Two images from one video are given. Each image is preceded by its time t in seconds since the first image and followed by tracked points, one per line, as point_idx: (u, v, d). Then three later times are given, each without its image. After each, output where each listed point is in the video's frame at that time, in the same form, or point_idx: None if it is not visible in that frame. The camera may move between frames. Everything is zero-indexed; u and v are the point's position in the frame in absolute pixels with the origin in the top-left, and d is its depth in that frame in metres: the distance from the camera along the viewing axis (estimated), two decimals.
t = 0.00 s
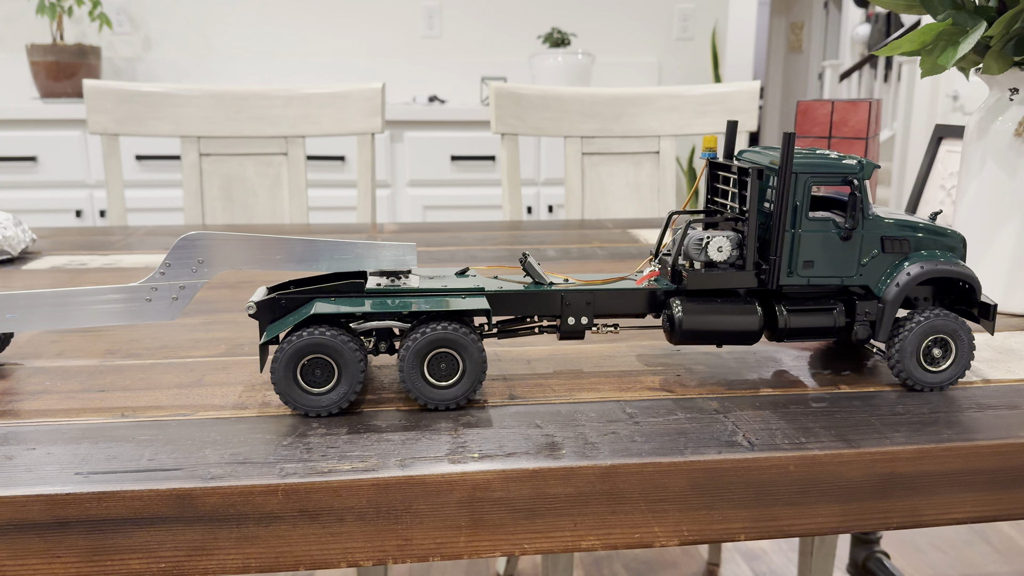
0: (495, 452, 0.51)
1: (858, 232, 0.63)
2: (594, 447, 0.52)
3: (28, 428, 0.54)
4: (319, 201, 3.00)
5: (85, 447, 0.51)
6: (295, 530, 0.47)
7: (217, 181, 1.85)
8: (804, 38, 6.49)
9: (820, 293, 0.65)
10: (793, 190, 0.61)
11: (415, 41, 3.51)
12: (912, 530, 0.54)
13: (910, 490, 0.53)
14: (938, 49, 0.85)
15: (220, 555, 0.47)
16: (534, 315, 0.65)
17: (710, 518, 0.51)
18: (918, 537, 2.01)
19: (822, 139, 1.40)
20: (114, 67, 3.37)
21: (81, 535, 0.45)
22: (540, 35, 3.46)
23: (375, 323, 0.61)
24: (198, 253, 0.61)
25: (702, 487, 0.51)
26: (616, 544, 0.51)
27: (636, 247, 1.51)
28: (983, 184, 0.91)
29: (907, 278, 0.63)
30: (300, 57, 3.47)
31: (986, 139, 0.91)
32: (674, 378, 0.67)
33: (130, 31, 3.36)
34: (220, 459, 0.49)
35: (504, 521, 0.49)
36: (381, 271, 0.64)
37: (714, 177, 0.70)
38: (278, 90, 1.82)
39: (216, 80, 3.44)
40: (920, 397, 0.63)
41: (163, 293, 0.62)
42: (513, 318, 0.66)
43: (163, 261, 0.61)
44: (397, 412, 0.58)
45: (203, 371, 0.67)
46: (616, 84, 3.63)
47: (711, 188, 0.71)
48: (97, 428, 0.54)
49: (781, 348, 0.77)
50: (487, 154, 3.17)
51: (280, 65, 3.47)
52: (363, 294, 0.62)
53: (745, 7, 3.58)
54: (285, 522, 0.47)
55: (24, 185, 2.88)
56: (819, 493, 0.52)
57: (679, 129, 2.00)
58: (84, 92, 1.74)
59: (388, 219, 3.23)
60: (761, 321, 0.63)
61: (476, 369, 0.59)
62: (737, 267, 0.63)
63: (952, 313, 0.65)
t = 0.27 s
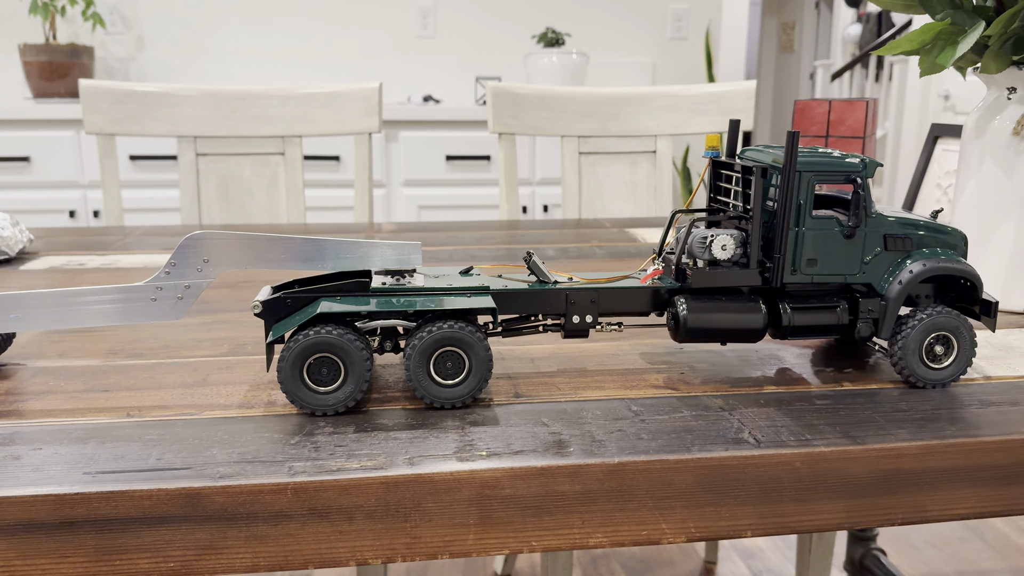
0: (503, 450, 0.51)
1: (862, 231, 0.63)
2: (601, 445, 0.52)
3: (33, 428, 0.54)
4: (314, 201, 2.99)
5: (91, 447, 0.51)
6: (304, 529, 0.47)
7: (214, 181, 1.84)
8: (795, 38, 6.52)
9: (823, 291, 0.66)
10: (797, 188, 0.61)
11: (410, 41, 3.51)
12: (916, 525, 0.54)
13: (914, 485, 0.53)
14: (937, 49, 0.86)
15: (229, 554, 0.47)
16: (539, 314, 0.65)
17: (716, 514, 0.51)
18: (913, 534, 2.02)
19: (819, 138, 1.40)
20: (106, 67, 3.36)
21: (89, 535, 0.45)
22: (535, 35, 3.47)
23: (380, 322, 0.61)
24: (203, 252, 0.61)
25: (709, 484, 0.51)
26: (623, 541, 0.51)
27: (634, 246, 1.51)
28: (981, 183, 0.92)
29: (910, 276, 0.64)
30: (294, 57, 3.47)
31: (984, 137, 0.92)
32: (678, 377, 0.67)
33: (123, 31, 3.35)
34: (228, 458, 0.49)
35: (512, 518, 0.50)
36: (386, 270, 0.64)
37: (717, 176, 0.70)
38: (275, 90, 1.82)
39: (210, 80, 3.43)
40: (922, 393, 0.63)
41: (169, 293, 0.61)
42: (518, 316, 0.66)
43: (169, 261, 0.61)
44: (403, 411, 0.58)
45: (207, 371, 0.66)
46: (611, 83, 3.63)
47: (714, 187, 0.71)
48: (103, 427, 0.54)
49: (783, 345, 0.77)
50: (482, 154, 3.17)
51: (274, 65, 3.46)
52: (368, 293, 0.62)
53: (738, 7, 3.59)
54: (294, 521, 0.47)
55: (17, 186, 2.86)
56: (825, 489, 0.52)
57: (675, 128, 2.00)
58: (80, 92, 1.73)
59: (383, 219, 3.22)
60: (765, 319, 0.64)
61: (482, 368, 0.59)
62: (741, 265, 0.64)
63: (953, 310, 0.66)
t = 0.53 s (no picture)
0: (512, 449, 0.51)
1: (865, 229, 0.64)
2: (610, 443, 0.52)
3: (41, 428, 0.54)
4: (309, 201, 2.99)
5: (100, 448, 0.51)
6: (314, 528, 0.47)
7: (211, 181, 1.84)
8: (787, 38, 6.54)
9: (827, 289, 0.66)
10: (802, 187, 0.62)
11: (404, 40, 3.51)
12: (922, 522, 0.54)
13: (920, 482, 0.53)
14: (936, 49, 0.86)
15: (239, 553, 0.47)
16: (544, 313, 0.65)
17: (725, 512, 0.52)
18: (909, 531, 2.03)
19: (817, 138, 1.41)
20: (100, 67, 3.35)
21: (100, 535, 0.45)
22: (529, 34, 3.47)
23: (386, 321, 0.61)
24: (209, 252, 0.61)
25: (718, 481, 0.51)
26: (632, 539, 0.51)
27: (633, 245, 1.51)
28: (980, 181, 0.93)
29: (913, 274, 0.64)
30: (288, 57, 3.46)
31: (983, 136, 0.92)
32: (682, 375, 0.68)
33: (116, 31, 3.34)
34: (238, 457, 0.49)
35: (521, 516, 0.50)
36: (392, 269, 0.64)
37: (721, 175, 0.71)
38: (272, 90, 1.81)
39: (204, 80, 3.42)
40: (926, 391, 0.63)
41: (174, 293, 0.61)
42: (523, 315, 0.66)
43: (174, 261, 0.61)
44: (411, 410, 0.59)
45: (212, 371, 0.66)
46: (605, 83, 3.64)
47: (718, 186, 0.71)
48: (110, 428, 0.54)
49: (785, 344, 0.78)
50: (477, 154, 3.17)
51: (268, 64, 3.45)
52: (374, 292, 0.62)
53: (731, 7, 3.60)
54: (305, 520, 0.47)
55: (11, 186, 2.85)
56: (832, 486, 0.52)
57: (672, 128, 2.01)
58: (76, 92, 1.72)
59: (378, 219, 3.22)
60: (770, 317, 0.64)
61: (489, 366, 0.59)
62: (746, 264, 0.64)
63: (956, 308, 0.66)
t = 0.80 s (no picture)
0: (522, 447, 0.52)
1: (871, 228, 0.64)
2: (619, 442, 0.53)
3: (50, 428, 0.54)
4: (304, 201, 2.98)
5: (110, 448, 0.51)
6: (326, 527, 0.47)
7: (208, 181, 1.83)
8: (780, 38, 6.57)
9: (832, 288, 0.66)
10: (808, 186, 0.62)
11: (399, 40, 3.50)
12: (929, 519, 0.55)
13: (928, 479, 0.54)
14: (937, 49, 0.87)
15: (251, 553, 0.47)
16: (551, 312, 0.65)
17: (735, 509, 0.52)
18: (905, 529, 2.04)
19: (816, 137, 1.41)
20: (94, 67, 3.34)
21: (112, 535, 0.45)
22: (524, 34, 3.47)
23: (394, 321, 0.61)
24: (217, 252, 0.61)
25: (727, 479, 0.51)
26: (642, 536, 0.51)
27: (631, 245, 1.52)
28: (980, 180, 0.93)
29: (918, 273, 0.64)
30: (283, 57, 3.45)
31: (983, 136, 0.93)
32: (689, 373, 0.68)
33: (110, 30, 3.33)
34: (249, 457, 0.49)
35: (532, 515, 0.50)
36: (399, 269, 0.64)
37: (726, 174, 0.71)
38: (269, 90, 1.81)
39: (198, 80, 3.41)
40: (931, 388, 0.64)
41: (182, 293, 0.61)
42: (529, 314, 0.66)
43: (182, 261, 0.61)
44: (420, 410, 0.59)
45: (219, 371, 0.66)
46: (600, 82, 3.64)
47: (723, 185, 0.72)
48: (119, 428, 0.54)
49: (789, 342, 0.78)
50: (473, 153, 3.17)
51: (262, 64, 3.44)
52: (382, 291, 0.62)
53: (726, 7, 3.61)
54: (317, 519, 0.47)
55: (5, 186, 2.84)
56: (840, 483, 0.53)
57: (670, 128, 2.01)
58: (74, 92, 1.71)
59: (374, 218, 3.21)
60: (776, 316, 0.64)
61: (497, 365, 0.59)
62: (752, 263, 0.64)
63: (960, 306, 0.66)
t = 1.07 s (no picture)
0: (532, 444, 0.52)
1: (874, 226, 0.64)
2: (627, 438, 0.53)
3: (59, 426, 0.54)
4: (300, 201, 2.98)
5: (119, 446, 0.51)
6: (337, 524, 0.47)
7: (206, 181, 1.83)
8: (772, 37, 6.60)
9: (835, 285, 0.67)
10: (812, 184, 0.62)
11: (394, 39, 3.50)
12: (934, 513, 0.55)
13: (933, 474, 0.54)
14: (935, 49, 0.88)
15: (264, 550, 0.47)
16: (556, 310, 0.66)
17: (742, 505, 0.52)
18: (901, 526, 2.05)
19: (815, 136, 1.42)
20: (87, 67, 3.33)
21: (125, 533, 0.45)
22: (520, 34, 3.47)
23: (401, 319, 0.61)
24: (225, 251, 0.61)
25: (735, 475, 0.52)
26: (650, 532, 0.51)
27: (629, 243, 1.52)
28: (979, 179, 0.94)
29: (921, 270, 0.65)
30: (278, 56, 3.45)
31: (982, 134, 0.93)
32: (693, 371, 0.68)
33: (104, 30, 3.32)
34: (259, 454, 0.50)
35: (541, 511, 0.50)
36: (405, 267, 0.65)
37: (730, 173, 0.71)
38: (267, 89, 1.80)
39: (193, 80, 3.41)
40: (933, 384, 0.64)
41: (189, 291, 0.61)
42: (534, 312, 0.67)
43: (190, 260, 0.61)
44: (428, 407, 0.59)
45: (225, 370, 0.66)
46: (595, 82, 3.64)
47: (726, 183, 0.72)
48: (128, 427, 0.54)
49: (791, 339, 0.78)
50: (469, 153, 3.17)
51: (257, 64, 3.43)
52: (388, 290, 0.62)
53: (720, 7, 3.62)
54: (329, 516, 0.47)
55: None
56: (847, 479, 0.53)
57: (667, 127, 2.02)
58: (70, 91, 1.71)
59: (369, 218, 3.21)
60: (781, 313, 0.65)
61: (504, 363, 0.59)
62: (757, 260, 0.65)
63: (962, 303, 0.67)
